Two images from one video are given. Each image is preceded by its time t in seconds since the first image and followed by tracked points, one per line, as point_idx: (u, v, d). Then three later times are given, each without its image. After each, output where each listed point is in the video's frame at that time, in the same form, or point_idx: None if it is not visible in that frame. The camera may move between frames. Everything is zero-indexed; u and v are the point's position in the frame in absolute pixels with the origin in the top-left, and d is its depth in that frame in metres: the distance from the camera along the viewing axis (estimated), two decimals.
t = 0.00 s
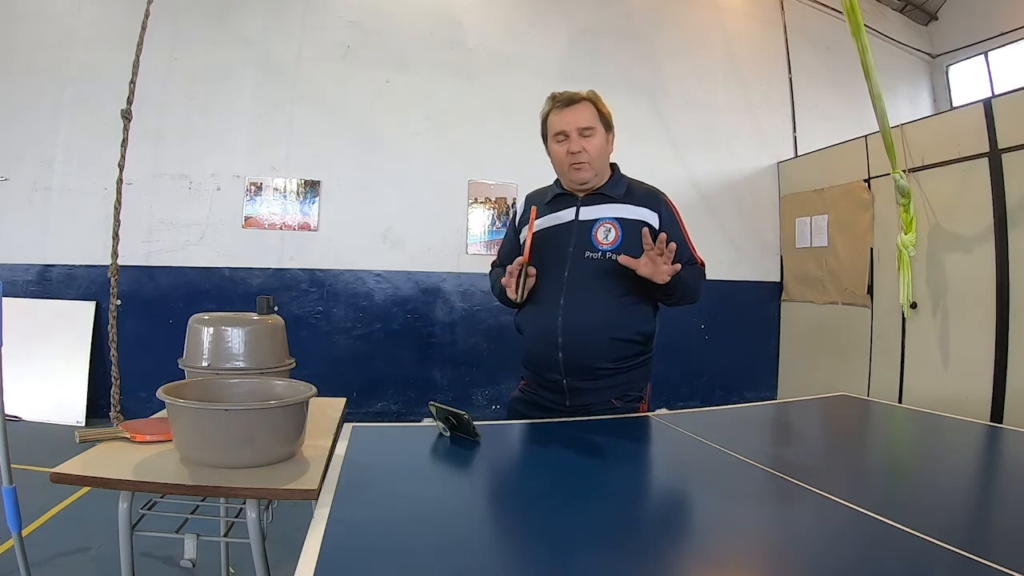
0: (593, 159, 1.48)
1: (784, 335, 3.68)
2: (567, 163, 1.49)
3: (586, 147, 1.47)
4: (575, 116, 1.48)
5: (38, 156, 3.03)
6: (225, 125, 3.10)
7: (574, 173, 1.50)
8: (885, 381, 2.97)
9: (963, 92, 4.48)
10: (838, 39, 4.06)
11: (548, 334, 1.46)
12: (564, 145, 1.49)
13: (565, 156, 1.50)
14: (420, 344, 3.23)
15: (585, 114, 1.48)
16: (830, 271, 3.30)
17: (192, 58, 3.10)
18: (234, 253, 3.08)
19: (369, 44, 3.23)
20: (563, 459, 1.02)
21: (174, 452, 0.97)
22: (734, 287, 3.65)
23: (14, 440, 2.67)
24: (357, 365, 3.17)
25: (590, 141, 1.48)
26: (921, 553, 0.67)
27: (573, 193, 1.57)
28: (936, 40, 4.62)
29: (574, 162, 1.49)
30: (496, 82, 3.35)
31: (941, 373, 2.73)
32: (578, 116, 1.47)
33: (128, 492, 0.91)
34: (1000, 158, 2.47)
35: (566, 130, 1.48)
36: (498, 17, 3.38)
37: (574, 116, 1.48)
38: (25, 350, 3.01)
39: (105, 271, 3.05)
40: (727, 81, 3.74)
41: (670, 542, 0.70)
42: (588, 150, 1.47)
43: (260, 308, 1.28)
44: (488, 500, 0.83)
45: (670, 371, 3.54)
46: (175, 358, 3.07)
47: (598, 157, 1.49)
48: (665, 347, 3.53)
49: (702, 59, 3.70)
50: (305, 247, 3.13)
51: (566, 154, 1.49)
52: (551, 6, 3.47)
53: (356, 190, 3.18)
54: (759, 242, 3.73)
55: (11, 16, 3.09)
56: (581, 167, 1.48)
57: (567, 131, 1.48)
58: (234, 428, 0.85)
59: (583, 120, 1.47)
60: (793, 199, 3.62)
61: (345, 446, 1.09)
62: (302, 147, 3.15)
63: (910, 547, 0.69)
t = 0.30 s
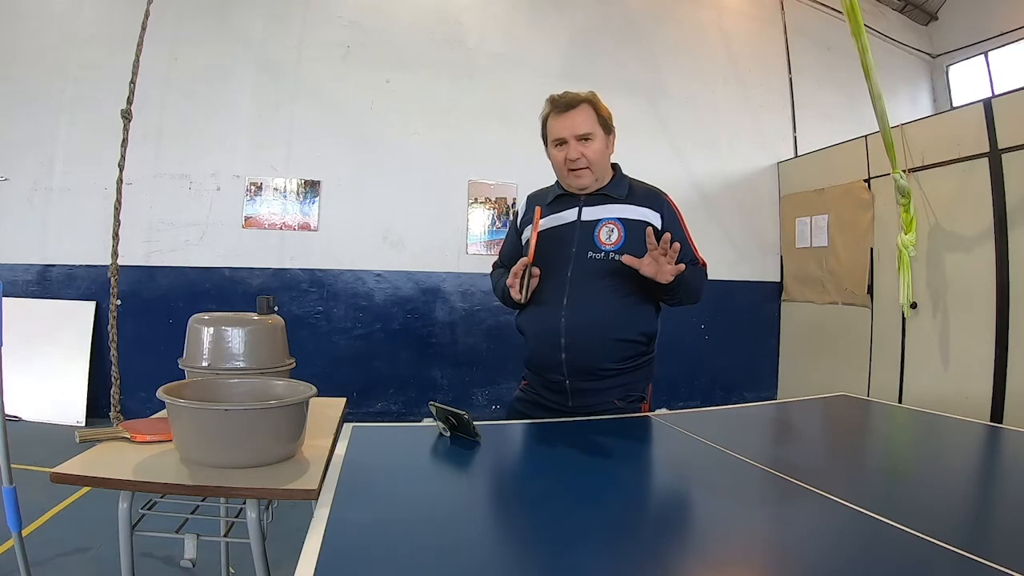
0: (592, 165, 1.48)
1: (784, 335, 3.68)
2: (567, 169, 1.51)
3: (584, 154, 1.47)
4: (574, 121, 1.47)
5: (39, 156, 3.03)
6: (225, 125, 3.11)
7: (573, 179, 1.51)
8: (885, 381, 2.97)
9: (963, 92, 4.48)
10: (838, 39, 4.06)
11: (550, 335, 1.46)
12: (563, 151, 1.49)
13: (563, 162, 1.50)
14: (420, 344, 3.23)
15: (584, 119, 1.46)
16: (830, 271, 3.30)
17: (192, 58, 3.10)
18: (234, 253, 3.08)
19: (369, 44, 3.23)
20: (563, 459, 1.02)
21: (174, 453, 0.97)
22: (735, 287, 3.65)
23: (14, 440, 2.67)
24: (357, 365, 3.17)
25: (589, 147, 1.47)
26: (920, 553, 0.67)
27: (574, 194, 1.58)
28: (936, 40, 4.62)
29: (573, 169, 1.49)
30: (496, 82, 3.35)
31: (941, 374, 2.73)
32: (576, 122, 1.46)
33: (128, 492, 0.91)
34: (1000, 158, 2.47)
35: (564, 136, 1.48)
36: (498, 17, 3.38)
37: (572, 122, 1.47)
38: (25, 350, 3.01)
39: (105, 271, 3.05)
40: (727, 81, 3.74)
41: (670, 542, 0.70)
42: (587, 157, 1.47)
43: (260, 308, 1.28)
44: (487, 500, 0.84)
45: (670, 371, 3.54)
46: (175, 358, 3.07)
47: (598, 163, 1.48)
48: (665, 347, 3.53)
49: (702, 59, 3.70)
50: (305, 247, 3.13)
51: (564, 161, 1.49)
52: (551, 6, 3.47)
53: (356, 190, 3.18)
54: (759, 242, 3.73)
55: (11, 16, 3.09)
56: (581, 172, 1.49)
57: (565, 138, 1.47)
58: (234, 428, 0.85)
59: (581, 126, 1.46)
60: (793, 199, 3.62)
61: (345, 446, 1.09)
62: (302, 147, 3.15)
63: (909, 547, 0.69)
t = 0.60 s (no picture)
0: (591, 165, 1.48)
1: (784, 335, 3.69)
2: (566, 170, 1.51)
3: (583, 155, 1.46)
4: (573, 122, 1.47)
5: (39, 156, 3.03)
6: (225, 125, 3.11)
7: (573, 179, 1.51)
8: (885, 381, 2.97)
9: (963, 92, 4.48)
10: (838, 39, 4.06)
11: (551, 335, 1.46)
12: (562, 152, 1.50)
13: (562, 162, 1.51)
14: (420, 344, 3.23)
15: (583, 120, 1.46)
16: (830, 271, 3.30)
17: (192, 58, 3.10)
18: (234, 253, 3.08)
19: (369, 44, 3.23)
20: (563, 459, 1.02)
21: (174, 452, 0.97)
22: (735, 287, 3.65)
23: (14, 440, 2.67)
24: (357, 365, 3.17)
25: (588, 147, 1.47)
26: (920, 553, 0.67)
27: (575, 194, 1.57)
28: (936, 40, 4.62)
29: (573, 169, 1.49)
30: (496, 82, 3.35)
31: (941, 374, 2.73)
32: (575, 124, 1.46)
33: (128, 492, 0.91)
34: (1000, 158, 2.47)
35: (563, 137, 1.48)
36: (498, 17, 3.38)
37: (571, 123, 1.47)
38: (24, 350, 3.01)
39: (105, 271, 3.05)
40: (727, 81, 3.74)
41: (670, 542, 0.70)
42: (586, 157, 1.47)
43: (261, 308, 1.28)
44: (488, 500, 0.83)
45: (670, 371, 3.55)
46: (175, 358, 3.07)
47: (597, 164, 1.48)
48: (665, 346, 3.53)
49: (702, 59, 3.70)
50: (305, 247, 3.13)
51: (563, 161, 1.49)
52: (551, 5, 3.47)
53: (356, 189, 3.18)
54: (759, 242, 3.73)
55: (11, 16, 3.09)
56: (580, 173, 1.49)
57: (563, 139, 1.48)
58: (233, 428, 0.85)
59: (580, 127, 1.46)
60: (793, 199, 3.62)
61: (345, 446, 1.09)
62: (302, 147, 3.15)
63: (910, 547, 0.69)
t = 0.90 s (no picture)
0: (588, 162, 1.48)
1: (784, 335, 3.69)
2: (562, 166, 1.50)
3: (580, 151, 1.47)
4: (571, 119, 1.48)
5: (39, 156, 3.03)
6: (226, 125, 3.11)
7: (568, 176, 1.50)
8: (885, 381, 2.97)
9: (963, 92, 4.48)
10: (838, 39, 4.06)
11: (551, 334, 1.46)
12: (560, 148, 1.50)
13: (559, 159, 1.51)
14: (420, 344, 3.23)
15: (581, 118, 1.47)
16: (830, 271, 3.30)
17: (192, 58, 3.10)
18: (234, 253, 3.08)
19: (369, 44, 3.23)
20: (564, 459, 1.02)
21: (175, 453, 0.97)
22: (735, 287, 3.65)
23: (15, 440, 2.67)
24: (357, 365, 3.17)
25: (584, 144, 1.47)
26: (920, 553, 0.67)
27: (574, 194, 1.57)
28: (936, 40, 4.61)
29: (569, 166, 1.49)
30: (496, 82, 3.35)
31: (941, 374, 2.73)
32: (573, 120, 1.47)
33: (128, 492, 0.91)
34: (1000, 158, 2.47)
35: (561, 133, 1.49)
36: (498, 17, 3.38)
37: (569, 120, 1.48)
38: (24, 350, 3.01)
39: (105, 271, 3.05)
40: (727, 81, 3.74)
41: (670, 542, 0.70)
42: (582, 154, 1.47)
43: (260, 308, 1.28)
44: (489, 500, 0.83)
45: (670, 371, 3.55)
46: (175, 358, 3.07)
47: (593, 161, 1.48)
48: (665, 347, 3.53)
49: (702, 58, 3.70)
50: (305, 247, 3.13)
51: (560, 158, 1.49)
52: (551, 5, 3.47)
53: (356, 189, 3.18)
54: (759, 242, 3.73)
55: (10, 16, 3.09)
56: (576, 170, 1.49)
57: (561, 135, 1.48)
58: (233, 428, 0.85)
59: (578, 124, 1.47)
60: (793, 199, 3.62)
61: (345, 446, 1.09)
62: (302, 147, 3.15)
63: (910, 548, 0.69)
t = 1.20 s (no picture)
0: (581, 174, 1.50)
1: (784, 335, 3.69)
2: (557, 175, 1.53)
3: (572, 165, 1.49)
4: (563, 131, 1.47)
5: (39, 156, 3.03)
6: (226, 125, 3.11)
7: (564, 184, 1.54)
8: (885, 381, 2.97)
9: (963, 92, 4.48)
10: (838, 38, 4.06)
11: (549, 333, 1.46)
12: (554, 160, 1.52)
13: (554, 170, 1.53)
14: (420, 344, 3.23)
15: (573, 130, 1.46)
16: (830, 271, 3.30)
17: (193, 58, 3.10)
18: (234, 253, 3.08)
19: (369, 44, 3.23)
20: (564, 459, 1.02)
21: (175, 453, 0.97)
22: (735, 287, 3.65)
23: (15, 440, 2.67)
24: (357, 365, 3.17)
25: (577, 157, 1.48)
26: (920, 553, 0.67)
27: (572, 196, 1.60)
28: (936, 40, 4.61)
29: (564, 177, 1.52)
30: (496, 82, 3.35)
31: (941, 374, 2.73)
32: (564, 134, 1.46)
33: (128, 492, 0.91)
34: (1000, 158, 2.47)
35: (553, 147, 1.49)
36: (498, 17, 3.38)
37: (561, 133, 1.47)
38: (24, 350, 3.01)
39: (105, 271, 3.05)
40: (727, 81, 3.74)
41: (670, 542, 0.70)
42: (575, 167, 1.49)
43: (261, 308, 1.28)
44: (489, 500, 0.83)
45: (670, 371, 3.54)
46: (175, 358, 3.07)
47: (587, 171, 1.50)
48: (665, 347, 3.53)
49: (702, 58, 3.70)
50: (305, 247, 3.13)
51: (554, 170, 1.52)
52: (550, 5, 3.47)
53: (356, 189, 3.18)
54: (759, 242, 3.73)
55: (10, 16, 3.09)
56: (570, 181, 1.52)
57: (554, 148, 1.49)
58: (234, 427, 0.85)
59: (570, 137, 1.46)
60: (793, 199, 3.62)
61: (345, 446, 1.09)
62: (302, 147, 3.15)
63: (910, 548, 0.69)
